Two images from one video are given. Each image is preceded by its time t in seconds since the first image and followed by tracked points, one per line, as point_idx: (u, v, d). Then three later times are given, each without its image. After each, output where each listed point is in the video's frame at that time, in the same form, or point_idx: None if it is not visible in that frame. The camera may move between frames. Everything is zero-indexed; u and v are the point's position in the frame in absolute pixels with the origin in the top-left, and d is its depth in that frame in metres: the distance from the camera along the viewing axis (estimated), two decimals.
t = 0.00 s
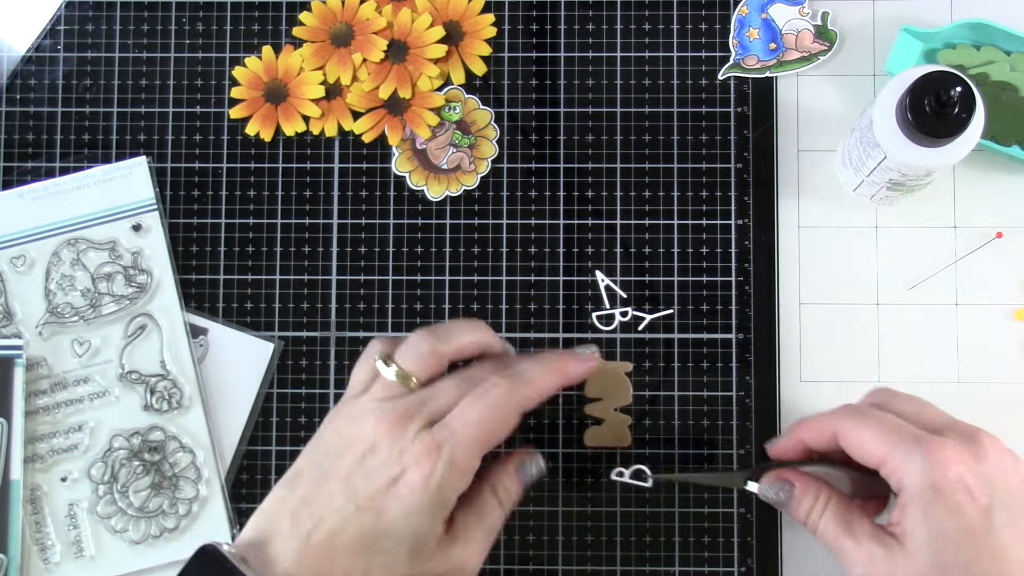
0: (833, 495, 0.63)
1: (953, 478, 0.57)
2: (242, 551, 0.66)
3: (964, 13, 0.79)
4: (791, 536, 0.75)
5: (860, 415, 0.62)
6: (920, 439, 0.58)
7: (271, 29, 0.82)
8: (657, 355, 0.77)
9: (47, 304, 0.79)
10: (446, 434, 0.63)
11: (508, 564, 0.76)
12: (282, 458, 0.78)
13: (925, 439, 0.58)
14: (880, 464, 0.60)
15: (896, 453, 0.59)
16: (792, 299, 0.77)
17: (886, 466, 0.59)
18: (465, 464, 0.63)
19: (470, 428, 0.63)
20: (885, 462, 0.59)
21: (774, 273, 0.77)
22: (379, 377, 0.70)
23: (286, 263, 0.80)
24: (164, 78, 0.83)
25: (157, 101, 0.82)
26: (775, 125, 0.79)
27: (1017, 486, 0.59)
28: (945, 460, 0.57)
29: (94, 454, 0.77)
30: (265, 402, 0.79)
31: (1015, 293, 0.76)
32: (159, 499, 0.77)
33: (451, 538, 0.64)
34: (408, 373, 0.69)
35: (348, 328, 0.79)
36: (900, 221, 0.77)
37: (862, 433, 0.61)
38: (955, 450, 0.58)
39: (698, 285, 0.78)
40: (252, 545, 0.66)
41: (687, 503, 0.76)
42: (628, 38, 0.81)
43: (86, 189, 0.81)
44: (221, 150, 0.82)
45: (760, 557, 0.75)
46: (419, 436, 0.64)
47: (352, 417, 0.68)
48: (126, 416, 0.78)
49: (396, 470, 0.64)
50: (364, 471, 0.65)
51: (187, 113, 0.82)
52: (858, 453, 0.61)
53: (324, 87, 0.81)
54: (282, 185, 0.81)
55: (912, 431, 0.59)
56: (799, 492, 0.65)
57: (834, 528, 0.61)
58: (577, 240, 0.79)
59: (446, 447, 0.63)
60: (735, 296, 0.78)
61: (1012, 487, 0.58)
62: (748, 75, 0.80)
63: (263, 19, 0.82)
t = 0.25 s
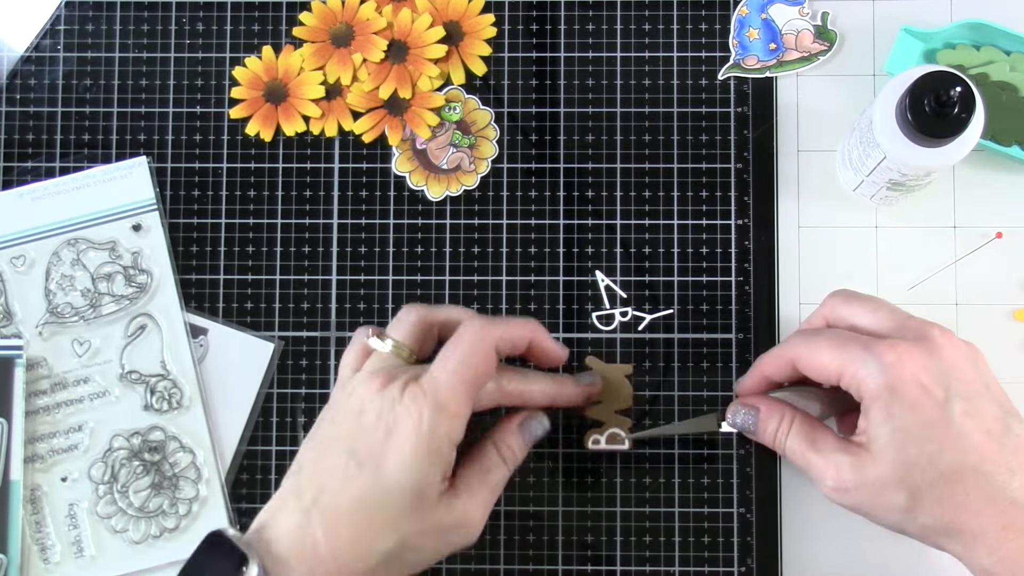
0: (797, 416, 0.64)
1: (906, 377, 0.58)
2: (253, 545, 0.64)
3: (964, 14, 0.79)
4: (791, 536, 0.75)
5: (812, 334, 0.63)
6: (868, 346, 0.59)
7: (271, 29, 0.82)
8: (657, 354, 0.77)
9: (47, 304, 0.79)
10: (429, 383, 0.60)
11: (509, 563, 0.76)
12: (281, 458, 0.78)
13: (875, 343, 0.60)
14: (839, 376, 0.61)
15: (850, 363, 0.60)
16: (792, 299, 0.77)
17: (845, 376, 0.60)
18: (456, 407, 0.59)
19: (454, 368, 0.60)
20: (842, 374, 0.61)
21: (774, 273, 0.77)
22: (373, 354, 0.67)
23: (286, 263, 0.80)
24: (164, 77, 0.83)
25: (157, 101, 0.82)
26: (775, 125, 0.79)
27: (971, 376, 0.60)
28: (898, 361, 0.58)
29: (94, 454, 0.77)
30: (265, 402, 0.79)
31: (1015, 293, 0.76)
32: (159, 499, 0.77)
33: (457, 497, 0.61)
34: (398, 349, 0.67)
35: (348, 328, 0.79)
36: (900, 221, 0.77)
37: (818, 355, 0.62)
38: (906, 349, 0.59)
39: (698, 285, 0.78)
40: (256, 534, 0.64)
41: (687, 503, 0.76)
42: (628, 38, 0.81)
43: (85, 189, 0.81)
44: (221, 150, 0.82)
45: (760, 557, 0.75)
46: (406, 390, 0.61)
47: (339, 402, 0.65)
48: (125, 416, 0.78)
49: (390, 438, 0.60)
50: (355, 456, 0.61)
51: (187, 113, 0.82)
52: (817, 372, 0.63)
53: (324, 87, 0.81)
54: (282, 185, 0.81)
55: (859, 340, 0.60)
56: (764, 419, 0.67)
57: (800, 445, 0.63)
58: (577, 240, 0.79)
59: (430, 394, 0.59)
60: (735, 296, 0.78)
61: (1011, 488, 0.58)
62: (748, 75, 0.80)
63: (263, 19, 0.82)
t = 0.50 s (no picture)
0: (794, 416, 0.64)
1: (900, 380, 0.58)
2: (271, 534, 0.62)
3: (964, 14, 0.79)
4: (791, 536, 0.75)
5: (806, 335, 0.63)
6: (861, 349, 0.59)
7: (271, 29, 0.82)
8: (657, 353, 0.77)
9: (47, 304, 0.79)
10: (436, 358, 0.60)
11: (509, 563, 0.76)
12: (281, 458, 0.78)
13: (868, 347, 0.59)
14: (833, 380, 0.61)
15: (844, 366, 0.59)
16: (792, 299, 0.77)
17: (839, 380, 0.60)
18: (464, 380, 0.60)
19: (462, 343, 0.60)
20: (837, 377, 0.60)
21: (774, 273, 0.77)
22: (373, 343, 0.67)
23: (286, 263, 0.80)
24: (164, 78, 0.83)
25: (157, 101, 0.82)
26: (775, 125, 0.79)
27: (967, 379, 0.59)
28: (891, 364, 0.58)
29: (94, 454, 0.77)
30: (265, 402, 0.79)
31: (1015, 293, 0.76)
32: (159, 499, 0.77)
33: (477, 468, 0.62)
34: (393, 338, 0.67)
35: (348, 328, 0.79)
36: (900, 221, 0.77)
37: (812, 358, 0.62)
38: (899, 352, 0.58)
39: (698, 285, 0.78)
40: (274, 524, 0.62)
41: (687, 503, 0.76)
42: (628, 38, 0.81)
43: (85, 189, 0.81)
44: (221, 150, 0.82)
45: (760, 557, 0.75)
46: (412, 369, 0.61)
47: (343, 396, 0.64)
48: (126, 416, 0.78)
49: (400, 421, 0.60)
50: (365, 444, 0.61)
51: (187, 113, 0.82)
52: (812, 374, 0.62)
53: (324, 87, 0.81)
54: (282, 185, 0.81)
55: (853, 343, 0.60)
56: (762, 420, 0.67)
57: (798, 446, 0.63)
58: (577, 240, 0.79)
59: (438, 369, 0.59)
60: (735, 297, 0.78)
61: (1010, 488, 0.59)
62: (748, 75, 0.80)
63: (263, 19, 0.82)
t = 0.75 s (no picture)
0: (793, 414, 0.64)
1: (901, 379, 0.58)
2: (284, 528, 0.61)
3: (964, 14, 0.79)
4: (791, 536, 0.75)
5: (807, 335, 0.63)
6: (862, 348, 0.59)
7: (271, 29, 0.82)
8: (657, 353, 0.77)
9: (47, 304, 0.79)
10: (437, 358, 0.60)
11: (508, 563, 0.76)
12: (281, 458, 0.78)
13: (869, 346, 0.59)
14: (834, 379, 0.61)
15: (846, 365, 0.59)
16: (792, 299, 0.77)
17: (840, 379, 0.60)
18: (465, 380, 0.60)
19: (464, 343, 0.60)
20: (837, 376, 0.60)
21: (774, 273, 0.77)
22: (373, 343, 0.67)
23: (286, 263, 0.80)
24: (164, 78, 0.83)
25: (157, 101, 0.82)
26: (775, 125, 0.79)
27: (968, 378, 0.59)
28: (892, 363, 0.58)
29: (94, 454, 0.77)
30: (265, 402, 0.79)
31: (1015, 293, 0.76)
32: (159, 499, 0.77)
33: (478, 465, 0.62)
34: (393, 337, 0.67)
35: (348, 328, 0.79)
36: (900, 221, 0.77)
37: (813, 357, 0.62)
38: (900, 351, 0.58)
39: (698, 285, 0.78)
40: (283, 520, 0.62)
41: (687, 503, 0.76)
42: (628, 38, 0.81)
43: (85, 189, 0.81)
44: (221, 150, 0.82)
45: (760, 557, 0.75)
46: (413, 368, 0.61)
47: (343, 396, 0.64)
48: (126, 416, 0.78)
49: (401, 419, 0.60)
50: (366, 444, 0.61)
51: (188, 114, 0.82)
52: (813, 373, 0.62)
53: (324, 87, 0.81)
54: (282, 185, 0.81)
55: (854, 341, 0.60)
56: (762, 419, 0.67)
57: (798, 445, 0.63)
58: (577, 240, 0.79)
59: (440, 369, 0.59)
60: (735, 296, 0.78)
61: (1010, 487, 0.59)
62: (748, 75, 0.80)
63: (263, 19, 0.82)
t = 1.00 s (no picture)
0: (790, 411, 0.64)
1: (896, 372, 0.58)
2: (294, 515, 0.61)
3: (964, 14, 0.79)
4: (791, 536, 0.75)
5: (801, 330, 0.63)
6: (858, 342, 0.59)
7: (271, 29, 0.82)
8: (657, 353, 0.77)
9: (47, 304, 0.79)
10: (437, 357, 0.60)
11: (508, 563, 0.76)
12: (281, 458, 0.78)
13: (865, 340, 0.59)
14: (831, 373, 0.61)
15: (842, 360, 0.59)
16: (792, 299, 0.77)
17: (836, 373, 0.60)
18: (466, 380, 0.60)
19: (465, 344, 0.60)
20: (833, 371, 0.60)
21: (774, 273, 0.77)
22: (373, 343, 0.67)
23: (286, 263, 0.80)
24: (164, 78, 0.83)
25: (157, 101, 0.82)
26: (775, 125, 0.79)
27: (964, 373, 0.59)
28: (888, 357, 0.58)
29: (94, 454, 0.77)
30: (265, 402, 0.79)
31: (1015, 293, 0.76)
32: (159, 499, 0.77)
33: (479, 466, 0.62)
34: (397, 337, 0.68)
35: (348, 329, 0.79)
36: (900, 221, 0.77)
37: (808, 352, 0.62)
38: (896, 345, 0.58)
39: (698, 285, 0.78)
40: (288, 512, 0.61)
41: (687, 503, 0.76)
42: (628, 38, 0.81)
43: (85, 189, 0.81)
44: (221, 150, 0.82)
45: (760, 557, 0.75)
46: (413, 368, 0.60)
47: (344, 396, 0.64)
48: (126, 416, 0.78)
49: (401, 418, 0.60)
50: (366, 444, 0.61)
51: (187, 113, 0.82)
52: (811, 369, 0.62)
53: (324, 87, 0.81)
54: (282, 185, 0.81)
55: (849, 335, 0.60)
56: (759, 416, 0.67)
57: (796, 440, 0.63)
58: (577, 240, 0.79)
59: (440, 369, 0.59)
60: (734, 297, 0.78)
61: (1010, 487, 0.59)
62: (748, 75, 0.80)
63: (263, 19, 0.82)
